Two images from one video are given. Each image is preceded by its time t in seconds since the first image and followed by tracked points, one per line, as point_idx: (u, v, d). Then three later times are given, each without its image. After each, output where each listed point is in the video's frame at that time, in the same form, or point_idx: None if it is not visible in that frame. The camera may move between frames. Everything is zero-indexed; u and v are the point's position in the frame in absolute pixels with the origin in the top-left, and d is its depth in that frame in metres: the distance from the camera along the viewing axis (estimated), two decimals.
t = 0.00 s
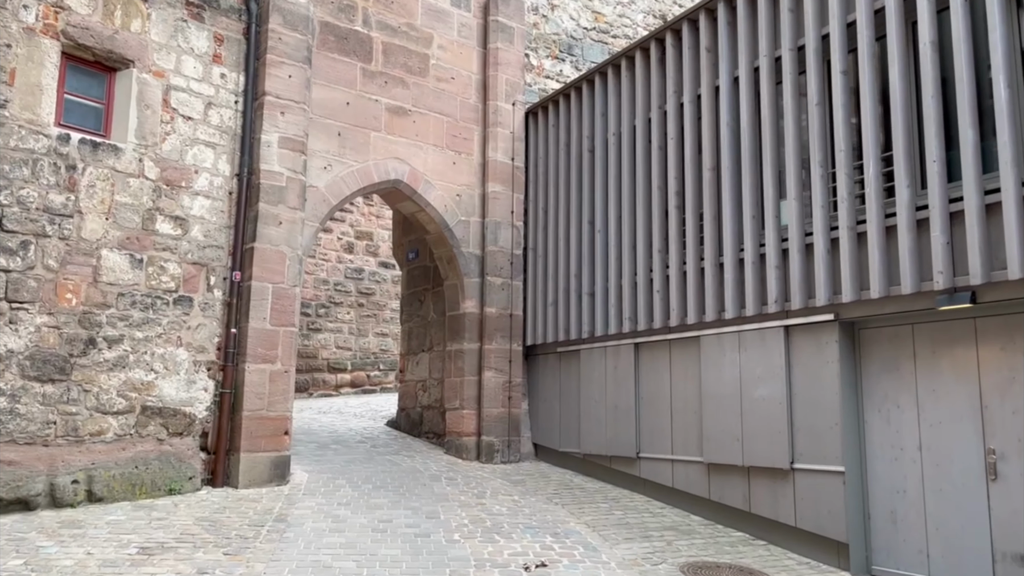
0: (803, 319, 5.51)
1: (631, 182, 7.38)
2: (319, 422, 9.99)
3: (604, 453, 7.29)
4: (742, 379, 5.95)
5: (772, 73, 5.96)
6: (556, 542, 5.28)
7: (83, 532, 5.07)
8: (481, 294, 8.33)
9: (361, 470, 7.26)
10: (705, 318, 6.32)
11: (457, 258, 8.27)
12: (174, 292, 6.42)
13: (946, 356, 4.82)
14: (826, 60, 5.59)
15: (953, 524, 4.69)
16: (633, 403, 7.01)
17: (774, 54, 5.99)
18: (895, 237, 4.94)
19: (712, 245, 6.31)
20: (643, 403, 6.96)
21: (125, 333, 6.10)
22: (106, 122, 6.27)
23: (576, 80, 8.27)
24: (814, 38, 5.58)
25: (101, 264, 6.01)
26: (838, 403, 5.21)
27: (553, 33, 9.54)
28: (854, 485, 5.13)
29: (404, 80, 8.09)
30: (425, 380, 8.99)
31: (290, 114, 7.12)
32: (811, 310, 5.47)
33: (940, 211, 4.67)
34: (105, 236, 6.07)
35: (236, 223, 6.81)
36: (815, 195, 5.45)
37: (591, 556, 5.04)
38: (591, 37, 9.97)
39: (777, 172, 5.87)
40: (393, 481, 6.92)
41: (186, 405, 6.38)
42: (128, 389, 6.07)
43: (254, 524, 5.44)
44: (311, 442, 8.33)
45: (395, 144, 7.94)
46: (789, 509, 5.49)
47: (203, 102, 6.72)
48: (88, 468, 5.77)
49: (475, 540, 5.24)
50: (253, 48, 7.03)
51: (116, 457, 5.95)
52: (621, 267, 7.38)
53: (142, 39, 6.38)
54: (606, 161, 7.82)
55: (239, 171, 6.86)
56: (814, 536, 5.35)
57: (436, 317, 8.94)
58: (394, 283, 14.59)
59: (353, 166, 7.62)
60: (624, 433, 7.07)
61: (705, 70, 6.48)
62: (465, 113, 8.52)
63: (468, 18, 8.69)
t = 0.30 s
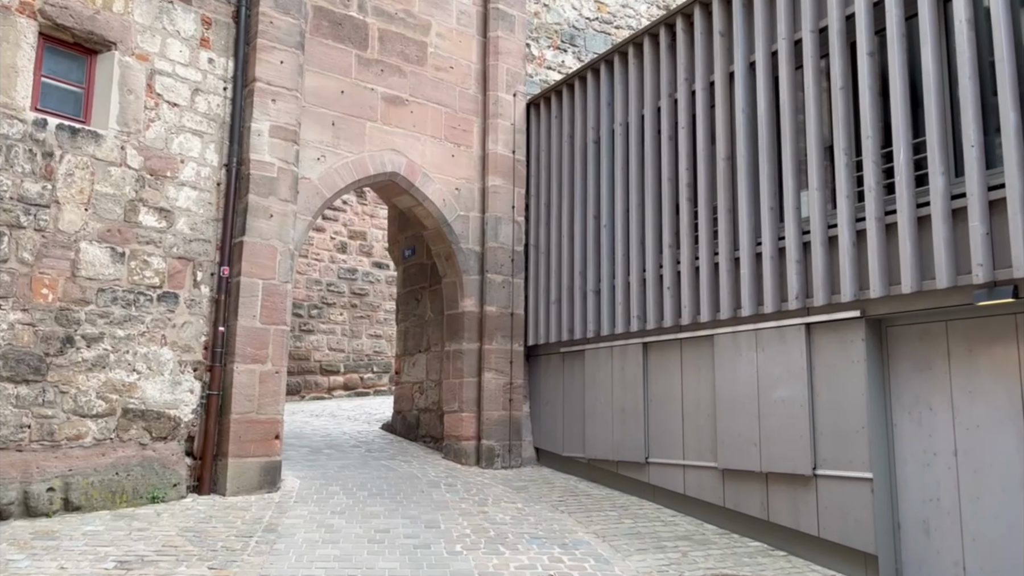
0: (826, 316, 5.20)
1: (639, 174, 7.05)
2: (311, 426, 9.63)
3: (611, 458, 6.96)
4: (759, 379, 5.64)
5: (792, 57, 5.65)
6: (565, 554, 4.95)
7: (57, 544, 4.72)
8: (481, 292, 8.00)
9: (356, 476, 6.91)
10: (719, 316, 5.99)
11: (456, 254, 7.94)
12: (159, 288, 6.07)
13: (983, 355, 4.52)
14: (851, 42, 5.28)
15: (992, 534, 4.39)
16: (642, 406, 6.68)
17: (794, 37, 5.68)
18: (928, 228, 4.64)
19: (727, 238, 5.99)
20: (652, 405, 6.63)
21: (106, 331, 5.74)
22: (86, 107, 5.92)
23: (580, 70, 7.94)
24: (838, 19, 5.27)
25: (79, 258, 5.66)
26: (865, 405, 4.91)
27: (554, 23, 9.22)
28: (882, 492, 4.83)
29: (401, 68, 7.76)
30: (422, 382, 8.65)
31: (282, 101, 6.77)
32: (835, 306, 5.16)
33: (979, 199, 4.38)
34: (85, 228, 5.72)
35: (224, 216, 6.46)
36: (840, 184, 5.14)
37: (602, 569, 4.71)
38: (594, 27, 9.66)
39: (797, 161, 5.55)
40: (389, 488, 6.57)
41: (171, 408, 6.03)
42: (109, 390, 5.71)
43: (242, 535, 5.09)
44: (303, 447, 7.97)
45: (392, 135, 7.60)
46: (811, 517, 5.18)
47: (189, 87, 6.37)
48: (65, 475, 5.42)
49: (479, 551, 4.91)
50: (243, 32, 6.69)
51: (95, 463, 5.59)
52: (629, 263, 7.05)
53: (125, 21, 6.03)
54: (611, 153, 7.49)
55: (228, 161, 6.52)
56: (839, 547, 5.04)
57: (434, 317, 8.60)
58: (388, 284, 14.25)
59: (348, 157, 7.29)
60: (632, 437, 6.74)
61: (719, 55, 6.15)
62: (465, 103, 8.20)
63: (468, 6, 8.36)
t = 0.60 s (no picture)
0: (860, 313, 4.87)
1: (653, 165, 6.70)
2: (307, 429, 9.27)
3: (623, 463, 6.62)
4: (786, 380, 5.31)
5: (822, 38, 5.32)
6: (583, 567, 4.61)
7: (34, 558, 4.36)
8: (486, 290, 7.65)
9: (355, 482, 6.55)
10: (742, 314, 5.66)
11: (460, 250, 7.59)
12: (147, 283, 5.70)
13: None
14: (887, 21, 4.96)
15: None
16: (657, 409, 6.35)
17: (823, 17, 5.35)
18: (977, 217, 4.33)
19: (751, 231, 5.65)
20: (668, 407, 6.30)
21: (90, 329, 5.38)
22: (70, 90, 5.57)
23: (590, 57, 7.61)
24: None
25: (61, 250, 5.30)
26: (905, 408, 4.58)
27: (560, 11, 8.88)
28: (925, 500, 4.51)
29: (403, 55, 7.41)
30: (423, 383, 8.30)
31: (278, 87, 6.41)
32: (870, 302, 4.84)
33: None
34: (67, 219, 5.36)
35: (217, 207, 6.10)
36: (876, 172, 4.82)
37: None
38: (601, 15, 9.33)
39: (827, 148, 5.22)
40: (391, 495, 6.22)
41: (159, 410, 5.67)
42: (93, 392, 5.35)
43: (236, 547, 4.73)
44: (299, 452, 7.61)
45: (393, 124, 7.26)
46: (845, 527, 4.85)
47: (180, 71, 6.01)
48: (45, 483, 5.06)
49: (491, 565, 4.56)
50: (237, 14, 6.33)
51: (78, 470, 5.23)
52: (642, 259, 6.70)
53: None
54: (624, 143, 7.14)
55: (221, 149, 6.16)
56: (876, 559, 4.72)
57: (435, 316, 8.26)
58: (384, 283, 13.89)
59: (347, 147, 6.94)
60: (647, 441, 6.40)
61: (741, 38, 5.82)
62: (469, 92, 7.86)
63: None
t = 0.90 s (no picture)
0: (895, 306, 4.52)
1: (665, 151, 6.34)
2: (300, 431, 8.89)
3: (633, 466, 6.25)
4: (812, 379, 4.95)
5: (852, 12, 4.97)
6: None
7: None
8: (487, 284, 7.28)
9: (350, 488, 6.17)
10: (764, 308, 5.30)
11: (460, 242, 7.22)
12: (126, 274, 5.32)
13: None
14: None
15: None
16: (670, 410, 5.98)
17: None
18: None
19: (773, 219, 5.29)
20: (682, 408, 5.94)
21: (64, 323, 5.00)
22: (43, 67, 5.20)
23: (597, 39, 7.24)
24: None
25: (32, 238, 4.93)
26: (947, 409, 4.24)
27: None
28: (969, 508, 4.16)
29: (400, 36, 7.04)
30: (421, 382, 7.94)
31: (268, 66, 6.03)
32: (907, 294, 4.49)
33: None
34: (39, 204, 4.98)
35: (202, 194, 5.72)
36: (913, 154, 4.47)
37: None
38: None
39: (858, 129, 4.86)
40: (388, 501, 5.84)
41: (140, 411, 5.29)
42: (67, 391, 4.97)
43: (219, 559, 4.35)
44: (290, 454, 7.23)
45: (389, 109, 6.88)
46: (879, 537, 4.50)
47: (162, 48, 5.63)
48: (13, 489, 4.68)
49: None
50: None
51: (50, 475, 4.85)
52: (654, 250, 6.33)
53: None
54: (633, 129, 6.75)
55: (207, 133, 5.78)
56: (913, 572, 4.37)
57: (434, 311, 7.89)
58: (379, 280, 13.50)
59: (342, 132, 6.56)
60: (659, 444, 6.04)
61: (762, 14, 5.45)
62: (469, 77, 7.49)
63: None
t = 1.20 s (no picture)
0: (945, 307, 4.16)
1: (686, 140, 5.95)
2: (296, 435, 8.50)
3: (651, 477, 5.88)
4: (850, 385, 4.58)
5: None
6: None
7: None
8: (494, 282, 6.90)
9: (349, 499, 5.78)
10: (797, 308, 4.92)
11: (466, 237, 6.84)
12: (109, 271, 4.93)
13: None
14: None
15: None
16: (692, 417, 5.61)
17: None
18: None
19: (806, 212, 4.91)
20: (703, 415, 5.57)
21: (40, 323, 4.61)
22: (20, 46, 4.72)
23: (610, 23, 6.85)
24: None
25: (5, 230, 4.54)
26: (1006, 419, 3.88)
27: None
28: None
29: (402, 19, 6.65)
30: (424, 385, 7.56)
31: (262, 49, 5.63)
32: (959, 294, 4.12)
33: None
34: (13, 194, 4.59)
35: (192, 185, 5.32)
36: (966, 142, 4.10)
37: None
38: None
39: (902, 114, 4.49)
40: (390, 514, 5.46)
41: (123, 418, 4.90)
42: (43, 397, 4.58)
43: None
44: (285, 461, 6.84)
45: (391, 96, 6.50)
46: (928, 558, 4.14)
47: (148, 28, 5.24)
48: None
49: None
50: None
51: (24, 489, 4.47)
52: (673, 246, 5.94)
53: None
54: (651, 117, 6.35)
55: (197, 119, 5.39)
56: None
57: (437, 311, 7.51)
58: (377, 279, 13.10)
59: (341, 120, 6.17)
60: (679, 453, 5.67)
61: None
62: (475, 64, 7.10)
63: None
